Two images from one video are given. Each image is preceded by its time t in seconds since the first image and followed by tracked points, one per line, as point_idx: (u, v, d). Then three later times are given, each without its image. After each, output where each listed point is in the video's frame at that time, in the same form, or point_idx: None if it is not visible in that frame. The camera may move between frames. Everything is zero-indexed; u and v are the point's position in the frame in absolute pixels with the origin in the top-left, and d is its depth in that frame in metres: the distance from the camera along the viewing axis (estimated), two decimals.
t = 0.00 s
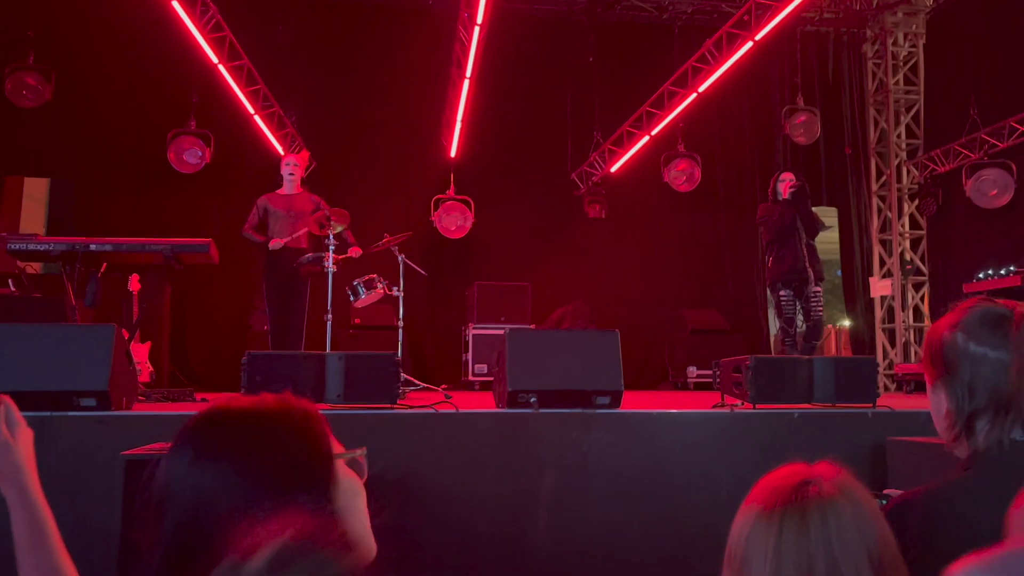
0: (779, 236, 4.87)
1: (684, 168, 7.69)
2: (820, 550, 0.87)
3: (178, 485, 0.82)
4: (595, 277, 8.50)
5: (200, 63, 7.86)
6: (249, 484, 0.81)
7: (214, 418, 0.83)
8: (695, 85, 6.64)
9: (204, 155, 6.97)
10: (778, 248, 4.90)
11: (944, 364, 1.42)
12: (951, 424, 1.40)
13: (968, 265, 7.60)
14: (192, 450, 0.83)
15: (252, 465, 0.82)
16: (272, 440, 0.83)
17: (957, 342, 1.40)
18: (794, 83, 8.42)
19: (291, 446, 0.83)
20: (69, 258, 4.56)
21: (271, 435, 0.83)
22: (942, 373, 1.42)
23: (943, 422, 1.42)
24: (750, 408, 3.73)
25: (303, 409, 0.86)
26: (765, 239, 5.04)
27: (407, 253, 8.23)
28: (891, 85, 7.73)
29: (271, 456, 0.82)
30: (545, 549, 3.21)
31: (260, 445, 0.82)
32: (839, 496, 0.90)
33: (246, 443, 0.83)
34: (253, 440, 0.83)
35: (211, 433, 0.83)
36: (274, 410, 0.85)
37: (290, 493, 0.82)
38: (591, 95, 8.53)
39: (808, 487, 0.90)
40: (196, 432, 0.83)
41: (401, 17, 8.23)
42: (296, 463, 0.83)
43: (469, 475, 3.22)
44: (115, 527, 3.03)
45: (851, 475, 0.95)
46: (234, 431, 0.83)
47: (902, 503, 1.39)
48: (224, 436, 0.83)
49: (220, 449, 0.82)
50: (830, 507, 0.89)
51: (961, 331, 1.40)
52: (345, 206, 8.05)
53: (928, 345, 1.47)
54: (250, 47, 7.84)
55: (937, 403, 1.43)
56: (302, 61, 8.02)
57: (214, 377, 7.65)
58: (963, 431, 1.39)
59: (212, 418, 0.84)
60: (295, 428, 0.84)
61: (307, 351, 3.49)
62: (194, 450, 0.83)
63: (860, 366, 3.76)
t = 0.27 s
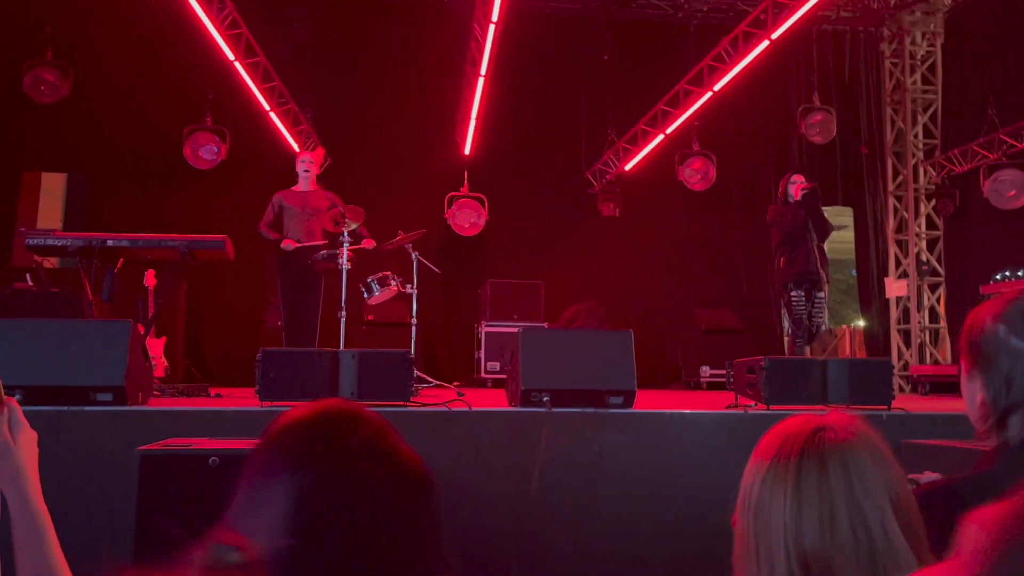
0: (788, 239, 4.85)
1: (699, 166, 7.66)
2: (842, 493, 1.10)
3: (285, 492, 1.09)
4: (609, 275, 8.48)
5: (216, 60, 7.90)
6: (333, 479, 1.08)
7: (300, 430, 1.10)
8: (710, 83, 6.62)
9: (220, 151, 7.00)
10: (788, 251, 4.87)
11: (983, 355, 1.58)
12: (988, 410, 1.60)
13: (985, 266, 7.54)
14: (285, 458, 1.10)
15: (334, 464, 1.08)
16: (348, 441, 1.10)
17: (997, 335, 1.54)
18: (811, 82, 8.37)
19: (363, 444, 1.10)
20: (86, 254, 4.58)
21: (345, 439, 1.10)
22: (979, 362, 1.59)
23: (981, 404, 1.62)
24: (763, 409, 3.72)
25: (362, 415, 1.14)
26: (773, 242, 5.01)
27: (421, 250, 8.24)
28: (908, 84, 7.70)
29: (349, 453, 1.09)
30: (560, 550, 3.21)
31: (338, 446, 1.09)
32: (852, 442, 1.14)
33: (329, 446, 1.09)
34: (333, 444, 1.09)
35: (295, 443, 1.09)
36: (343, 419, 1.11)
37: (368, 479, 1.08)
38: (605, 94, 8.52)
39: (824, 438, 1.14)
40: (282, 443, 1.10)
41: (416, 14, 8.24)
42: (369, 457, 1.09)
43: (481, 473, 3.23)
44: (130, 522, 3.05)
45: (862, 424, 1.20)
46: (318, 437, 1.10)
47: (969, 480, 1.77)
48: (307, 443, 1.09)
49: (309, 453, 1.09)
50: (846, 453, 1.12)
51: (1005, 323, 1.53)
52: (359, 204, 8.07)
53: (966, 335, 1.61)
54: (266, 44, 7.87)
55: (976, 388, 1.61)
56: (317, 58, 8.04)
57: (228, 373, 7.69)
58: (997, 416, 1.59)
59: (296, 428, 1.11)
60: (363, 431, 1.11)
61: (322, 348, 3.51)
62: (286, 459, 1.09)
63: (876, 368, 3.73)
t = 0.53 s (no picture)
0: (785, 243, 4.84)
1: (704, 167, 7.67)
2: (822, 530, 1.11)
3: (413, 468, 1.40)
4: (613, 275, 8.49)
5: (223, 57, 7.92)
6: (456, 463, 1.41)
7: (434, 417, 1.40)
8: (716, 84, 6.62)
9: (226, 148, 7.02)
10: (784, 255, 4.86)
11: (1003, 359, 1.71)
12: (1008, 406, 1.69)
13: (991, 269, 7.52)
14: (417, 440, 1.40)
15: (456, 451, 1.41)
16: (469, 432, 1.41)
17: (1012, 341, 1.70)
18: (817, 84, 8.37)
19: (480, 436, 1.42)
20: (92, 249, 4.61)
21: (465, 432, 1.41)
22: (997, 366, 1.72)
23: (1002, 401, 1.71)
24: (768, 408, 3.72)
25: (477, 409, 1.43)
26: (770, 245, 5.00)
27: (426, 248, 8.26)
28: (915, 86, 7.70)
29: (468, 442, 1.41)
30: (563, 546, 3.23)
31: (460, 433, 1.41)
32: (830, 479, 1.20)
33: (452, 435, 1.41)
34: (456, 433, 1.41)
35: (428, 427, 1.40)
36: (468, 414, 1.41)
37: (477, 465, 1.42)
38: (611, 94, 8.52)
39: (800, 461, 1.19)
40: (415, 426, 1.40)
41: (422, 13, 8.25)
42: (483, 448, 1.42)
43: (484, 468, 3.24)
44: (135, 515, 3.06)
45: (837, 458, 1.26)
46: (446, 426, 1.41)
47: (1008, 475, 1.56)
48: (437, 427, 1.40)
49: (437, 439, 1.40)
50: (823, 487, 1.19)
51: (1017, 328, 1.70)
52: (365, 201, 8.09)
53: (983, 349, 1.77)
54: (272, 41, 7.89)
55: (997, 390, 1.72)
56: (324, 56, 8.05)
57: (232, 369, 7.72)
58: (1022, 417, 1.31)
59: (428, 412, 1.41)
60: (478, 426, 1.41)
61: (327, 343, 3.52)
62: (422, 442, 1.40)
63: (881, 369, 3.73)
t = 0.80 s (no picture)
0: (773, 251, 4.86)
1: (702, 172, 7.67)
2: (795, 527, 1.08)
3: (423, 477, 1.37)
4: (611, 279, 8.49)
5: (222, 59, 7.91)
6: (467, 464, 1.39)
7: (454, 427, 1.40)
8: (715, 89, 6.63)
9: (225, 150, 7.02)
10: (771, 263, 4.88)
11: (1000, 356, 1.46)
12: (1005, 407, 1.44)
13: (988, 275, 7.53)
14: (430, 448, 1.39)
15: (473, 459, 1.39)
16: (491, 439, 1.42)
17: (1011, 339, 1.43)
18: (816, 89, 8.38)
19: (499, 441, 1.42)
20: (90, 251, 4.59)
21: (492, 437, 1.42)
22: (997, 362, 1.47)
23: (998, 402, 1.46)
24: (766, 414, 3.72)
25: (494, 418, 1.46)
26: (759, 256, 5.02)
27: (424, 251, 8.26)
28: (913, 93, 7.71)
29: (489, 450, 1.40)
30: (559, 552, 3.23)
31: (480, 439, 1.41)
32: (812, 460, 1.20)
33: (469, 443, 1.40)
34: (473, 439, 1.40)
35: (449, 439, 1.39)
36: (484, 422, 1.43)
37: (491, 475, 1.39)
38: (610, 98, 8.53)
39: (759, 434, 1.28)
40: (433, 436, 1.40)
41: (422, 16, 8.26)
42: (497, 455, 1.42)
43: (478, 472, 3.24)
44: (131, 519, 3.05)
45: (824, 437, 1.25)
46: (462, 432, 1.41)
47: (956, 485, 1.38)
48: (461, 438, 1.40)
49: (453, 448, 1.39)
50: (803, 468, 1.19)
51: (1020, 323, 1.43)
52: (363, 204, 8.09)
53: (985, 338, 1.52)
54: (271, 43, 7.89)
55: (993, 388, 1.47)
56: (323, 59, 8.04)
57: (229, 371, 7.71)
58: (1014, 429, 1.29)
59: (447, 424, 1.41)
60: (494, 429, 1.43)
61: (325, 347, 3.52)
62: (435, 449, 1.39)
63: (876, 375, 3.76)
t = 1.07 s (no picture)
0: (754, 258, 4.87)
1: (693, 179, 7.69)
2: (762, 538, 1.10)
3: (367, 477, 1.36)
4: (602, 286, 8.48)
5: (212, 64, 7.89)
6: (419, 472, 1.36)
7: (411, 436, 1.39)
8: (706, 96, 6.64)
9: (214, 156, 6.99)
10: (752, 270, 4.88)
11: (981, 382, 1.29)
12: (986, 440, 1.27)
13: (977, 283, 7.56)
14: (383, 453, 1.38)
15: (426, 463, 1.37)
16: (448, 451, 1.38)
17: (995, 364, 1.27)
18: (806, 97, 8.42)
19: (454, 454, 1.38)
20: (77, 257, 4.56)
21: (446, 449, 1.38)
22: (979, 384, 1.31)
23: (978, 432, 1.29)
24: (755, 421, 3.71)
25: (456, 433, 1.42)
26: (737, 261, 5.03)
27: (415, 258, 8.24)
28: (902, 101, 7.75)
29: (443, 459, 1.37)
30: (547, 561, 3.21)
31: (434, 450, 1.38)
32: (784, 484, 1.12)
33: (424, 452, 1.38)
34: (421, 446, 1.38)
35: (403, 447, 1.38)
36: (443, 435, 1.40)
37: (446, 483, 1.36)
38: (600, 105, 8.54)
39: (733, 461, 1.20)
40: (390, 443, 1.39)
41: (413, 23, 8.26)
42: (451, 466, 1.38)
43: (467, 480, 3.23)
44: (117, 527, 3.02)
45: (802, 464, 1.17)
46: (417, 441, 1.39)
47: (924, 521, 1.22)
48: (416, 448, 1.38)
49: (405, 454, 1.38)
50: (774, 489, 1.11)
51: (1008, 349, 1.26)
52: (354, 211, 8.07)
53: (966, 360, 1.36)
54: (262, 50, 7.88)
55: (972, 416, 1.31)
56: (314, 66, 8.03)
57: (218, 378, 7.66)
58: (1000, 446, 1.25)
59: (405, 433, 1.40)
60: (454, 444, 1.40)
61: (313, 354, 3.49)
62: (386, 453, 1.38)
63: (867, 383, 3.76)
